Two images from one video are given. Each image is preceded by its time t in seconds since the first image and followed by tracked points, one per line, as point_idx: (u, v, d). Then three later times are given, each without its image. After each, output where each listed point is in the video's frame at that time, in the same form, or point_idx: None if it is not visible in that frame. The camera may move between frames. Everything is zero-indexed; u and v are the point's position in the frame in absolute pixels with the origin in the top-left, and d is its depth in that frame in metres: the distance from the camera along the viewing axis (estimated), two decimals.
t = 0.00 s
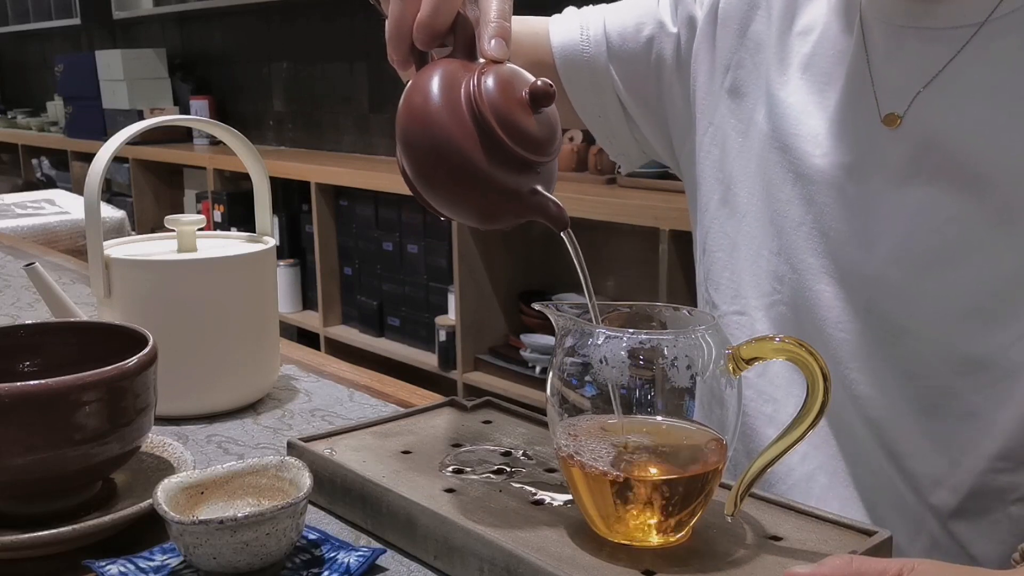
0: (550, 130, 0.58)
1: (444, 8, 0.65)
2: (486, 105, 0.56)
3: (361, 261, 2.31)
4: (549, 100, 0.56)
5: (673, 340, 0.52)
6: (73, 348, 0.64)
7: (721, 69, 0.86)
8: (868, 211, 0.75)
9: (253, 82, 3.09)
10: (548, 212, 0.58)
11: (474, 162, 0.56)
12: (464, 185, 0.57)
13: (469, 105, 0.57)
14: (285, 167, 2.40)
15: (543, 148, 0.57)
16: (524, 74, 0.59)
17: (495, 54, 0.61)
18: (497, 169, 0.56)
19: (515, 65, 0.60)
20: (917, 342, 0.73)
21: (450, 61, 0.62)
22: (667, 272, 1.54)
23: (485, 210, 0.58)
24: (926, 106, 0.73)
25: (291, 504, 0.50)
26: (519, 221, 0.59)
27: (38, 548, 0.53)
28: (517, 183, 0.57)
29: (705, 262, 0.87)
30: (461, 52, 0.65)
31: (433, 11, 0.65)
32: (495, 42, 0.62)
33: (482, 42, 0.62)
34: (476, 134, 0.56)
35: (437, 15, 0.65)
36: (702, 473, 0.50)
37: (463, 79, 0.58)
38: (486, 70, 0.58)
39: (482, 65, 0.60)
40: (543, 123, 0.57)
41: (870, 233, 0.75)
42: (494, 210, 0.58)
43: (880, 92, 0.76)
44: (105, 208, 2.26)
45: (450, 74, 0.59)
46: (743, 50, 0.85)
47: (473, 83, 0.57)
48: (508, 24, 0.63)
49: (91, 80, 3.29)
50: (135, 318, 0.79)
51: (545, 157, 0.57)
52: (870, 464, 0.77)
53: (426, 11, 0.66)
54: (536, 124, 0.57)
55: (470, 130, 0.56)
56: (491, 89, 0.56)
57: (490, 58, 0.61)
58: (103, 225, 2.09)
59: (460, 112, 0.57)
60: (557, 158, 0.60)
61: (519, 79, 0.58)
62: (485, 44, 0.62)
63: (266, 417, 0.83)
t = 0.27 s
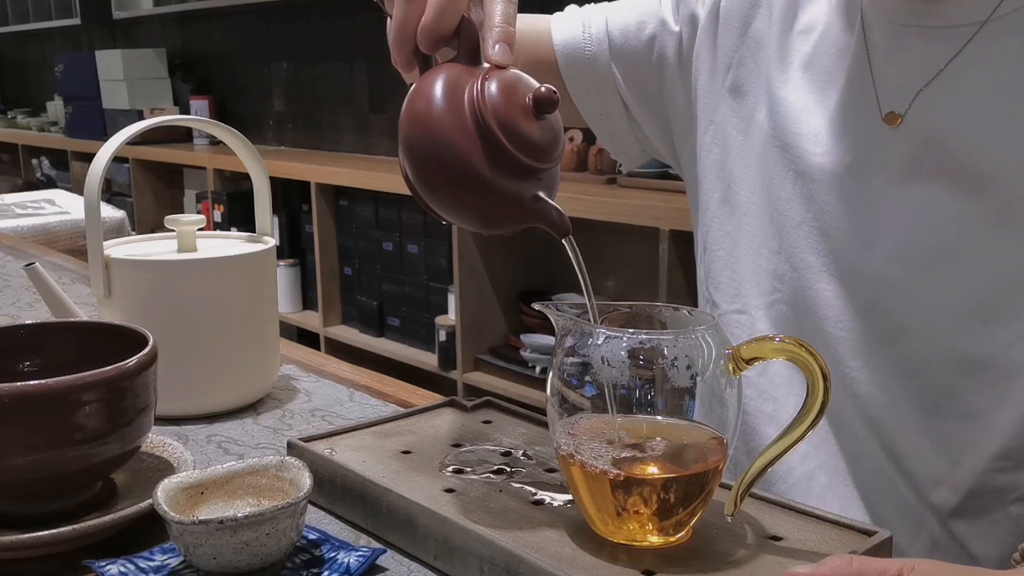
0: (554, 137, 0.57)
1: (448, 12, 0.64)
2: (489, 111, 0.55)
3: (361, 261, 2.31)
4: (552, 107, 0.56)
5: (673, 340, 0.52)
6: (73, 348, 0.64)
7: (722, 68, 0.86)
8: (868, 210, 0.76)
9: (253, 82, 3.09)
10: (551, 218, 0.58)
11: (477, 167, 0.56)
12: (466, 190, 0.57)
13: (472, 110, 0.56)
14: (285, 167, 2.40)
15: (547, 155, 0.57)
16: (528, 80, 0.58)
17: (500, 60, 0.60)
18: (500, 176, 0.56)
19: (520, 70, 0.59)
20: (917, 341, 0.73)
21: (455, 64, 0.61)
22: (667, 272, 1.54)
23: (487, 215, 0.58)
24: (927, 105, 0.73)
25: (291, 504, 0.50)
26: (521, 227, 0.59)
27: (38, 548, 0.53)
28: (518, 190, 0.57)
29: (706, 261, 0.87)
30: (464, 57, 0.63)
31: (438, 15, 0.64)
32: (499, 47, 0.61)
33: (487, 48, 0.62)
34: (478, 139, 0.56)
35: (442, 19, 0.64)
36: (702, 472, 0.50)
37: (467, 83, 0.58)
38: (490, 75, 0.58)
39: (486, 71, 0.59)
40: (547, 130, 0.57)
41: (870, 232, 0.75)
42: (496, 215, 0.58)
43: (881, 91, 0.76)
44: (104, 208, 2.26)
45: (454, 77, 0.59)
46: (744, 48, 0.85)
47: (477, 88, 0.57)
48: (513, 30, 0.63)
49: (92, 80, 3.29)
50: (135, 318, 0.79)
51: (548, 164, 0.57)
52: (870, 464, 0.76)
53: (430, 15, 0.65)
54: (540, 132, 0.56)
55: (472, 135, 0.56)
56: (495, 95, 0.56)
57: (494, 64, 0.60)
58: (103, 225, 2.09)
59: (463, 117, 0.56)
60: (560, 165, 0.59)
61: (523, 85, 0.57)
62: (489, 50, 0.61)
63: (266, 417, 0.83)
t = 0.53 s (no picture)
0: (559, 150, 0.57)
1: (457, 20, 0.63)
2: (496, 121, 0.55)
3: (361, 261, 2.31)
4: (558, 119, 0.56)
5: (673, 340, 0.52)
6: (73, 348, 0.64)
7: (724, 67, 0.86)
8: (870, 210, 0.75)
9: (253, 82, 3.09)
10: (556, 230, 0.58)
11: (482, 177, 0.56)
12: (471, 201, 0.57)
13: (478, 119, 0.56)
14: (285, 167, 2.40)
15: (551, 167, 0.56)
16: (535, 91, 0.58)
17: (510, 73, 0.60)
18: (506, 189, 0.56)
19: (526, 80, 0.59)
20: (918, 341, 0.73)
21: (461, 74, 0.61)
22: (667, 272, 1.54)
23: (492, 225, 0.58)
24: (929, 104, 0.73)
25: (291, 504, 0.50)
26: (524, 238, 0.58)
27: (38, 548, 0.53)
28: (524, 202, 0.57)
29: (707, 260, 0.87)
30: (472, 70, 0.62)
31: (447, 24, 0.63)
32: (508, 57, 0.61)
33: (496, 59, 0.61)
34: (483, 149, 0.56)
35: (450, 29, 0.63)
36: (702, 471, 0.50)
37: (473, 92, 0.57)
38: (497, 84, 0.57)
39: (492, 81, 0.58)
40: (553, 143, 0.57)
41: (872, 231, 0.75)
42: (499, 226, 0.57)
43: (883, 91, 0.76)
44: (104, 208, 2.26)
45: (461, 86, 0.58)
46: (746, 47, 0.85)
47: (483, 98, 0.56)
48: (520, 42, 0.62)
49: (92, 80, 3.29)
50: (135, 318, 0.79)
51: (552, 175, 0.57)
52: (871, 464, 0.76)
53: (439, 24, 0.63)
54: (546, 144, 0.56)
55: (478, 145, 0.56)
56: (502, 106, 0.55)
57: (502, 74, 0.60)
58: (103, 225, 2.09)
59: (468, 127, 0.56)
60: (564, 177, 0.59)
61: (531, 97, 0.57)
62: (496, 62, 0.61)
63: (266, 417, 0.83)
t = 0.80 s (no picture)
0: (565, 150, 0.57)
1: (462, 18, 0.62)
2: (504, 119, 0.54)
3: (361, 261, 2.31)
4: (565, 118, 0.55)
5: (673, 340, 0.52)
6: (73, 348, 0.64)
7: (726, 66, 0.86)
8: (871, 210, 0.75)
9: (253, 82, 3.09)
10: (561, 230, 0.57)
11: (488, 176, 0.55)
12: (475, 200, 0.56)
13: (485, 117, 0.55)
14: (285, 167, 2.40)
15: (556, 166, 0.56)
16: (541, 91, 0.57)
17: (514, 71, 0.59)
18: (512, 188, 0.55)
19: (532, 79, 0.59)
20: (919, 341, 0.73)
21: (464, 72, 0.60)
22: (667, 272, 1.54)
23: (497, 225, 0.57)
24: (930, 105, 0.73)
25: (291, 504, 0.50)
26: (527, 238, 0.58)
27: (38, 548, 0.53)
28: (530, 202, 0.56)
29: (708, 260, 0.87)
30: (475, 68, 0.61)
31: (451, 22, 0.62)
32: (513, 56, 0.60)
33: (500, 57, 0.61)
34: (490, 147, 0.55)
35: (455, 27, 0.62)
36: (703, 470, 0.51)
37: (479, 91, 0.57)
38: (502, 84, 0.57)
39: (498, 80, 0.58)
40: (559, 142, 0.56)
41: (873, 231, 0.75)
42: (504, 226, 0.57)
43: (884, 92, 0.76)
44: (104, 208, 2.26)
45: (466, 84, 0.58)
46: (747, 47, 0.85)
47: (489, 96, 0.56)
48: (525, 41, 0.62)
49: (92, 80, 3.29)
50: (135, 318, 0.79)
51: (557, 174, 0.56)
52: (871, 465, 0.76)
53: (443, 22, 0.62)
54: (552, 143, 0.56)
55: (484, 143, 0.55)
56: (510, 104, 0.55)
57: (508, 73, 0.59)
58: (103, 225, 2.09)
59: (475, 125, 0.55)
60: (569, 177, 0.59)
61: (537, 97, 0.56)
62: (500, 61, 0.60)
63: (266, 417, 0.83)
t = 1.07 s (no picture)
0: (574, 157, 0.56)
1: (473, 21, 0.61)
2: (512, 125, 0.54)
3: (361, 261, 2.31)
4: (574, 126, 0.55)
5: (673, 340, 0.52)
6: (73, 348, 0.64)
7: (727, 65, 0.86)
8: (871, 209, 0.75)
9: (253, 82, 3.09)
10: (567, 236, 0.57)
11: (495, 181, 0.55)
12: (480, 203, 0.56)
13: (493, 122, 0.55)
14: (285, 167, 2.40)
15: (565, 172, 0.55)
16: (551, 96, 0.56)
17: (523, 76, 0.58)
18: (517, 193, 0.55)
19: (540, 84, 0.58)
20: (919, 341, 0.73)
21: (474, 76, 0.59)
22: (667, 272, 1.54)
23: (502, 229, 0.56)
24: (930, 105, 0.73)
25: (291, 504, 0.50)
26: (533, 243, 0.58)
27: (38, 548, 0.53)
28: (535, 207, 0.56)
29: (709, 259, 0.87)
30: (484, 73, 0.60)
31: (461, 25, 0.61)
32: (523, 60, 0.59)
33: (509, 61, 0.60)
34: (497, 152, 0.54)
35: (465, 30, 0.61)
36: (702, 469, 0.51)
37: (489, 94, 0.56)
38: (511, 88, 0.56)
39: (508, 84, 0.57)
40: (566, 149, 0.55)
41: (873, 231, 0.75)
42: (510, 231, 0.57)
43: (885, 92, 0.76)
44: (105, 207, 2.26)
45: (475, 86, 0.57)
46: (748, 46, 0.85)
47: (498, 100, 0.55)
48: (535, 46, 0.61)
49: (92, 80, 3.29)
50: (135, 318, 0.79)
51: (564, 182, 0.56)
52: (871, 465, 0.76)
53: (453, 25, 0.62)
54: (559, 149, 0.55)
55: (492, 148, 0.55)
56: (519, 109, 0.54)
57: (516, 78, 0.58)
58: (103, 225, 2.09)
59: (483, 129, 0.55)
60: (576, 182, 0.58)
61: (546, 102, 0.55)
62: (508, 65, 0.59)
63: (266, 417, 0.83)
